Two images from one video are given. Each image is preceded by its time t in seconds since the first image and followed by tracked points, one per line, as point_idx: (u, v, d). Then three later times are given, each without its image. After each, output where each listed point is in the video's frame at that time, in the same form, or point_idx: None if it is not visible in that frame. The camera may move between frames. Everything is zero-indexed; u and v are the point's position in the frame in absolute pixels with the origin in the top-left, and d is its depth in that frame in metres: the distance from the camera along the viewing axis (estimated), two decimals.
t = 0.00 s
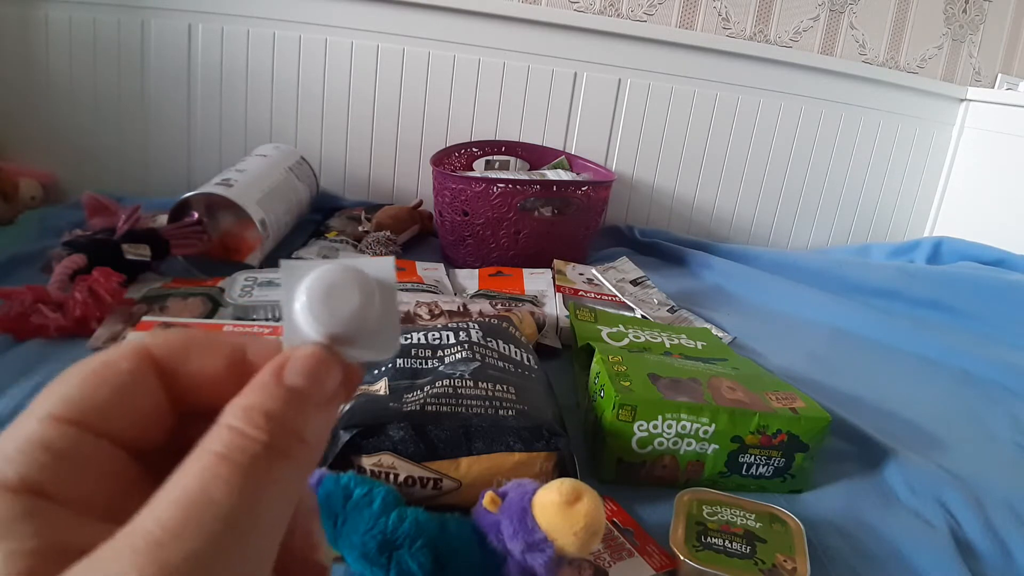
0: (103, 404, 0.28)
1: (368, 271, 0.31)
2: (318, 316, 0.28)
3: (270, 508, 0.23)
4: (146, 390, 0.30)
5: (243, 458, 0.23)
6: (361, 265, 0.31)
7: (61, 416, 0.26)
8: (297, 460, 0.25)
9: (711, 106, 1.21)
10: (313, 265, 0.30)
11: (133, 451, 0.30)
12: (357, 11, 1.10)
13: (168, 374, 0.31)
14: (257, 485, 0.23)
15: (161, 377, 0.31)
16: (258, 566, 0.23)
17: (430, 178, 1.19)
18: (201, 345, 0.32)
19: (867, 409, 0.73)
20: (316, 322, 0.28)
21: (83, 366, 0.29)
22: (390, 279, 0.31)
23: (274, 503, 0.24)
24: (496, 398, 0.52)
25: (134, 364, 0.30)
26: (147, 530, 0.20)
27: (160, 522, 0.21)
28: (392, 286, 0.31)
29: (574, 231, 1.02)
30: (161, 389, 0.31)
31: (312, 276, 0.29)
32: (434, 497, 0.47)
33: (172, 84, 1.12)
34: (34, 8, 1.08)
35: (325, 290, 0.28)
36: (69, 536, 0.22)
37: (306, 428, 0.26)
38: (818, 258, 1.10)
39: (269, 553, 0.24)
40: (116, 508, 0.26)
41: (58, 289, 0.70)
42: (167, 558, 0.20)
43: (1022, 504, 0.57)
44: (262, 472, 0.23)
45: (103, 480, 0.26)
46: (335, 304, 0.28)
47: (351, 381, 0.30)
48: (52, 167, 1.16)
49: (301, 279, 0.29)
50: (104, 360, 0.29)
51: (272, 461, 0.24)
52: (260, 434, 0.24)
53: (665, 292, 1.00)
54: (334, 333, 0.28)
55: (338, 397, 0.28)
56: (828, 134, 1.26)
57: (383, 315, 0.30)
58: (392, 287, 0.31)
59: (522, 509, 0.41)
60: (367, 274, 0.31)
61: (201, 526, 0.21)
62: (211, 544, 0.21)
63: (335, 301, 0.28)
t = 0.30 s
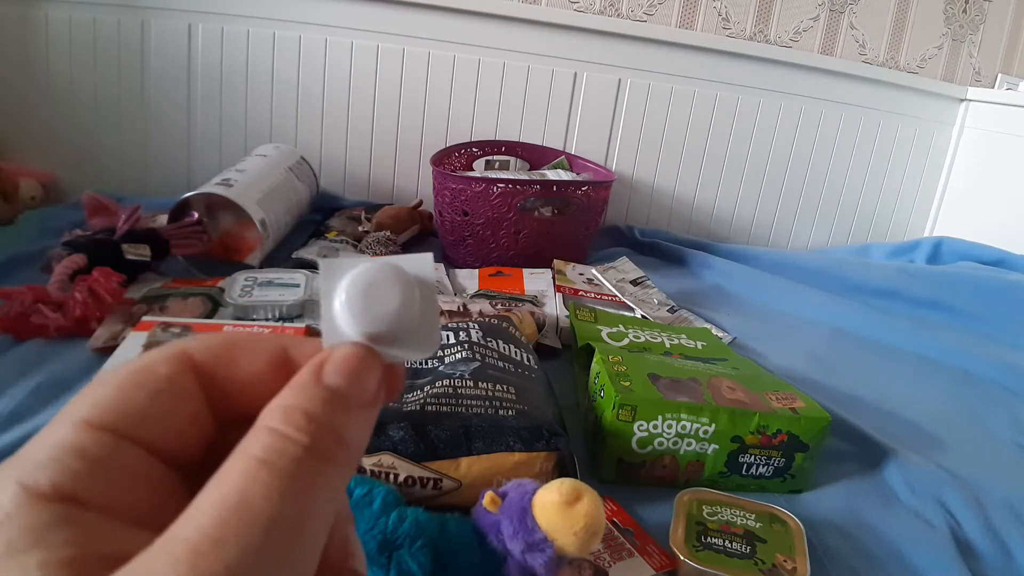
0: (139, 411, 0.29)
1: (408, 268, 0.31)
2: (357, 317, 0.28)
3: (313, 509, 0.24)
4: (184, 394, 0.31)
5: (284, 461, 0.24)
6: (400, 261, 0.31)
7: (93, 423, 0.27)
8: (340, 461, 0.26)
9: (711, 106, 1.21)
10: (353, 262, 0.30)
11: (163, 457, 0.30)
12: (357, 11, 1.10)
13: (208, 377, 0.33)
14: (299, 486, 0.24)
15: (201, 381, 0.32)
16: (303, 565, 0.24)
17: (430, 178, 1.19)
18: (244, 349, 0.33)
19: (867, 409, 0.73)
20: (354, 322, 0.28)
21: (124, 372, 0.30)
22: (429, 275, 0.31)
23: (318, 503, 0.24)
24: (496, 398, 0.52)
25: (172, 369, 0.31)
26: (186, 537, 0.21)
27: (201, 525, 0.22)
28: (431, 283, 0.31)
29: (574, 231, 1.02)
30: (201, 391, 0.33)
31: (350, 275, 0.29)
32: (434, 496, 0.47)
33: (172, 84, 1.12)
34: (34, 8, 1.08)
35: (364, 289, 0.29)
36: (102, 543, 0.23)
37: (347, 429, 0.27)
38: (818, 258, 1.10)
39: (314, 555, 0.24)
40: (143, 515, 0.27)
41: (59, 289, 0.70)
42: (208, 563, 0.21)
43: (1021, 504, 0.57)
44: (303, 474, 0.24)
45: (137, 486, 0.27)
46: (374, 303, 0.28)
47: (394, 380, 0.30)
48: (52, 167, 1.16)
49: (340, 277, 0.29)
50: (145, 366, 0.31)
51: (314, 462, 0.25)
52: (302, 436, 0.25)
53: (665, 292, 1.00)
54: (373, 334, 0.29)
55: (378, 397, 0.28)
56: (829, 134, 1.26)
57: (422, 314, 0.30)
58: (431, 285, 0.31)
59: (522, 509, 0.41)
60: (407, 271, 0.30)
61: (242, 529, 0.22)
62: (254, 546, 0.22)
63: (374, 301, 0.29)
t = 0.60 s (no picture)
0: (132, 420, 0.29)
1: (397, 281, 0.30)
2: (348, 332, 0.28)
3: (308, 525, 0.24)
4: (176, 403, 0.31)
5: (277, 481, 0.24)
6: (389, 275, 0.31)
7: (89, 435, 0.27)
8: (334, 479, 0.26)
9: (711, 106, 1.21)
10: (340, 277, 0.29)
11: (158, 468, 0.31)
12: (357, 11, 1.10)
13: (200, 385, 0.32)
14: (292, 506, 0.24)
15: (193, 389, 0.32)
16: None
17: (430, 178, 1.19)
18: (236, 357, 0.33)
19: (867, 409, 0.73)
20: (344, 337, 0.28)
21: (115, 380, 0.30)
22: (420, 290, 0.31)
23: (313, 520, 0.24)
24: (496, 398, 0.52)
25: (164, 378, 0.31)
26: (183, 556, 0.22)
27: (195, 548, 0.22)
28: (421, 298, 0.31)
29: (574, 231, 1.02)
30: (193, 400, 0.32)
31: (340, 290, 0.28)
32: (434, 497, 0.47)
33: (172, 83, 1.12)
34: (34, 8, 1.08)
35: (353, 304, 0.28)
36: (99, 560, 0.23)
37: (340, 447, 0.26)
38: (818, 258, 1.10)
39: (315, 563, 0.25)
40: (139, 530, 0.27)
41: (59, 289, 0.70)
42: None
43: (1021, 504, 0.57)
44: (296, 495, 0.24)
45: (133, 497, 0.28)
46: (365, 318, 0.28)
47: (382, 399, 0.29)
48: (52, 167, 1.16)
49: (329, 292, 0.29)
50: (136, 374, 0.30)
51: (307, 481, 0.25)
52: (293, 457, 0.24)
53: (665, 292, 1.00)
54: (363, 350, 0.28)
55: (369, 413, 0.28)
56: (828, 134, 1.26)
57: (413, 328, 0.29)
58: (421, 298, 0.30)
59: (523, 509, 0.41)
60: (396, 284, 0.30)
61: (236, 550, 0.22)
62: (250, 565, 0.22)
63: (364, 316, 0.28)
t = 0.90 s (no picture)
0: (122, 390, 0.29)
1: (393, 255, 0.31)
2: (340, 305, 0.29)
3: (300, 500, 0.24)
4: (165, 373, 0.31)
5: (271, 452, 0.24)
6: (385, 247, 0.31)
7: (80, 405, 0.27)
8: (325, 454, 0.26)
9: (711, 106, 1.21)
10: (335, 249, 0.29)
11: (150, 442, 0.31)
12: (357, 11, 1.10)
13: (190, 356, 0.33)
14: (285, 479, 0.24)
15: (184, 359, 0.33)
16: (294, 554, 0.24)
17: (430, 178, 1.19)
18: (225, 330, 0.33)
19: (867, 409, 0.73)
20: (338, 311, 0.29)
21: (105, 351, 0.30)
22: (415, 262, 0.31)
23: (305, 494, 0.24)
24: (496, 398, 0.52)
25: (154, 349, 0.31)
26: (173, 526, 0.21)
27: (187, 517, 0.21)
28: (416, 271, 0.31)
29: (574, 231, 1.02)
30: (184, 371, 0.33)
31: (334, 263, 0.29)
32: (434, 496, 0.47)
33: (172, 83, 1.12)
34: (34, 8, 1.08)
35: (347, 278, 0.29)
36: (90, 536, 0.23)
37: (331, 421, 0.26)
38: (818, 258, 1.10)
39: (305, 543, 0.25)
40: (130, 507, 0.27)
41: (59, 289, 0.70)
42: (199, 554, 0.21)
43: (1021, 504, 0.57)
44: (288, 466, 0.24)
45: (123, 475, 0.27)
46: (358, 292, 0.29)
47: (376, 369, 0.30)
48: (53, 167, 1.16)
49: (324, 264, 0.29)
50: (126, 345, 0.31)
51: (299, 454, 0.24)
52: (285, 428, 0.25)
53: (665, 292, 1.00)
54: (356, 323, 0.29)
55: (359, 389, 0.29)
56: (828, 134, 1.26)
57: (406, 302, 0.30)
58: (416, 271, 0.31)
59: (523, 509, 0.41)
60: (391, 258, 0.31)
61: (231, 519, 0.22)
62: (245, 532, 0.22)
63: (357, 290, 0.29)
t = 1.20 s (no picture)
0: (148, 406, 0.29)
1: (410, 268, 0.30)
2: (359, 321, 0.29)
3: (324, 516, 0.24)
4: (190, 391, 0.31)
5: (293, 470, 0.24)
6: (403, 260, 0.31)
7: (105, 420, 0.27)
8: (346, 469, 0.26)
9: (711, 106, 1.21)
10: (352, 264, 0.30)
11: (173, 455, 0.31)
12: (357, 11, 1.10)
13: (213, 373, 0.33)
14: (308, 496, 0.24)
15: (207, 376, 0.33)
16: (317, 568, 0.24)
17: (430, 178, 1.18)
18: (248, 345, 0.33)
19: (867, 409, 0.73)
20: (355, 327, 0.29)
21: (131, 368, 0.30)
22: (435, 276, 0.30)
23: (330, 510, 0.25)
24: (496, 398, 0.52)
25: (178, 366, 0.31)
26: (198, 544, 0.22)
27: (214, 533, 0.22)
28: (436, 285, 0.30)
29: (574, 231, 1.02)
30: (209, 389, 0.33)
31: (351, 279, 0.29)
32: (434, 496, 0.47)
33: (172, 83, 1.12)
34: (34, 8, 1.08)
35: (364, 294, 0.29)
36: (115, 550, 0.23)
37: (352, 437, 0.26)
38: (818, 258, 1.10)
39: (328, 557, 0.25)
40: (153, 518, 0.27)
41: (59, 289, 0.70)
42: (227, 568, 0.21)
43: (1021, 504, 0.57)
44: (310, 484, 0.24)
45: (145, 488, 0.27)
46: (375, 308, 0.29)
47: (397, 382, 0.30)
48: (53, 167, 1.16)
49: (340, 281, 0.29)
50: (151, 363, 0.31)
51: (321, 472, 0.25)
52: (306, 447, 0.25)
53: (665, 292, 1.00)
54: (374, 339, 0.29)
55: (380, 402, 0.28)
56: (829, 134, 1.26)
57: (424, 316, 0.30)
58: (435, 283, 0.30)
59: (523, 509, 0.40)
60: (408, 271, 0.30)
61: (258, 538, 0.22)
62: (268, 551, 0.22)
63: (375, 306, 0.29)
